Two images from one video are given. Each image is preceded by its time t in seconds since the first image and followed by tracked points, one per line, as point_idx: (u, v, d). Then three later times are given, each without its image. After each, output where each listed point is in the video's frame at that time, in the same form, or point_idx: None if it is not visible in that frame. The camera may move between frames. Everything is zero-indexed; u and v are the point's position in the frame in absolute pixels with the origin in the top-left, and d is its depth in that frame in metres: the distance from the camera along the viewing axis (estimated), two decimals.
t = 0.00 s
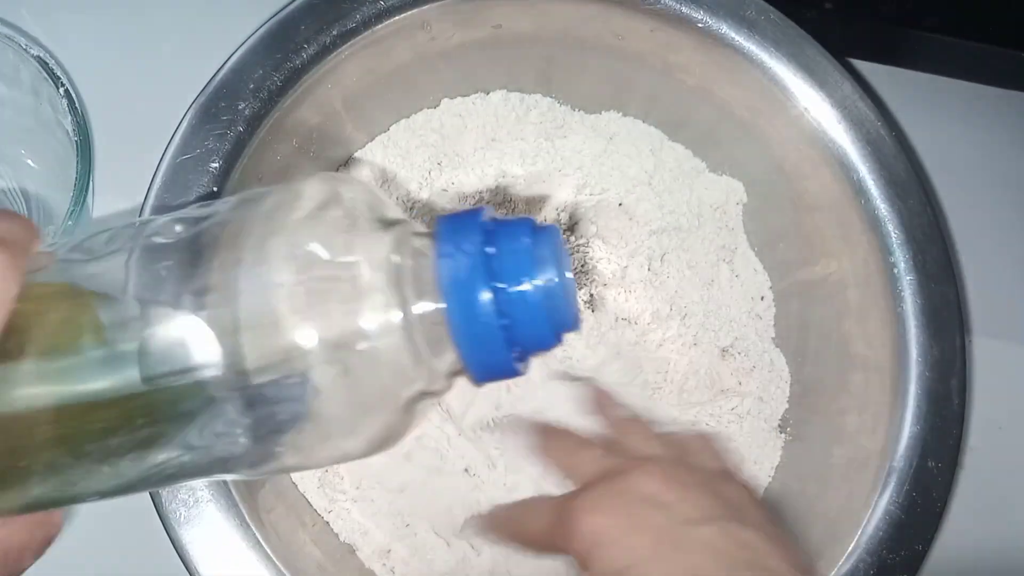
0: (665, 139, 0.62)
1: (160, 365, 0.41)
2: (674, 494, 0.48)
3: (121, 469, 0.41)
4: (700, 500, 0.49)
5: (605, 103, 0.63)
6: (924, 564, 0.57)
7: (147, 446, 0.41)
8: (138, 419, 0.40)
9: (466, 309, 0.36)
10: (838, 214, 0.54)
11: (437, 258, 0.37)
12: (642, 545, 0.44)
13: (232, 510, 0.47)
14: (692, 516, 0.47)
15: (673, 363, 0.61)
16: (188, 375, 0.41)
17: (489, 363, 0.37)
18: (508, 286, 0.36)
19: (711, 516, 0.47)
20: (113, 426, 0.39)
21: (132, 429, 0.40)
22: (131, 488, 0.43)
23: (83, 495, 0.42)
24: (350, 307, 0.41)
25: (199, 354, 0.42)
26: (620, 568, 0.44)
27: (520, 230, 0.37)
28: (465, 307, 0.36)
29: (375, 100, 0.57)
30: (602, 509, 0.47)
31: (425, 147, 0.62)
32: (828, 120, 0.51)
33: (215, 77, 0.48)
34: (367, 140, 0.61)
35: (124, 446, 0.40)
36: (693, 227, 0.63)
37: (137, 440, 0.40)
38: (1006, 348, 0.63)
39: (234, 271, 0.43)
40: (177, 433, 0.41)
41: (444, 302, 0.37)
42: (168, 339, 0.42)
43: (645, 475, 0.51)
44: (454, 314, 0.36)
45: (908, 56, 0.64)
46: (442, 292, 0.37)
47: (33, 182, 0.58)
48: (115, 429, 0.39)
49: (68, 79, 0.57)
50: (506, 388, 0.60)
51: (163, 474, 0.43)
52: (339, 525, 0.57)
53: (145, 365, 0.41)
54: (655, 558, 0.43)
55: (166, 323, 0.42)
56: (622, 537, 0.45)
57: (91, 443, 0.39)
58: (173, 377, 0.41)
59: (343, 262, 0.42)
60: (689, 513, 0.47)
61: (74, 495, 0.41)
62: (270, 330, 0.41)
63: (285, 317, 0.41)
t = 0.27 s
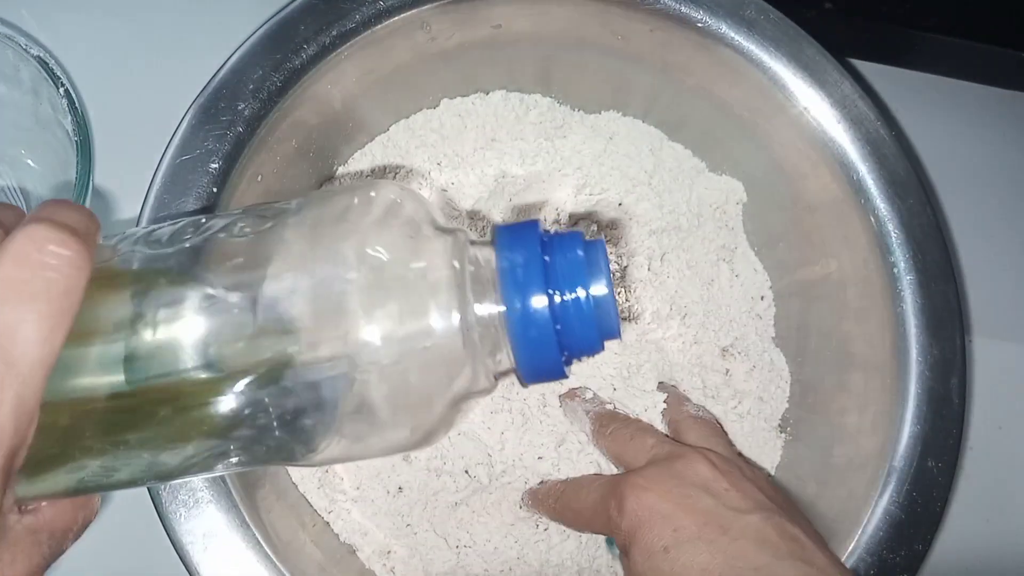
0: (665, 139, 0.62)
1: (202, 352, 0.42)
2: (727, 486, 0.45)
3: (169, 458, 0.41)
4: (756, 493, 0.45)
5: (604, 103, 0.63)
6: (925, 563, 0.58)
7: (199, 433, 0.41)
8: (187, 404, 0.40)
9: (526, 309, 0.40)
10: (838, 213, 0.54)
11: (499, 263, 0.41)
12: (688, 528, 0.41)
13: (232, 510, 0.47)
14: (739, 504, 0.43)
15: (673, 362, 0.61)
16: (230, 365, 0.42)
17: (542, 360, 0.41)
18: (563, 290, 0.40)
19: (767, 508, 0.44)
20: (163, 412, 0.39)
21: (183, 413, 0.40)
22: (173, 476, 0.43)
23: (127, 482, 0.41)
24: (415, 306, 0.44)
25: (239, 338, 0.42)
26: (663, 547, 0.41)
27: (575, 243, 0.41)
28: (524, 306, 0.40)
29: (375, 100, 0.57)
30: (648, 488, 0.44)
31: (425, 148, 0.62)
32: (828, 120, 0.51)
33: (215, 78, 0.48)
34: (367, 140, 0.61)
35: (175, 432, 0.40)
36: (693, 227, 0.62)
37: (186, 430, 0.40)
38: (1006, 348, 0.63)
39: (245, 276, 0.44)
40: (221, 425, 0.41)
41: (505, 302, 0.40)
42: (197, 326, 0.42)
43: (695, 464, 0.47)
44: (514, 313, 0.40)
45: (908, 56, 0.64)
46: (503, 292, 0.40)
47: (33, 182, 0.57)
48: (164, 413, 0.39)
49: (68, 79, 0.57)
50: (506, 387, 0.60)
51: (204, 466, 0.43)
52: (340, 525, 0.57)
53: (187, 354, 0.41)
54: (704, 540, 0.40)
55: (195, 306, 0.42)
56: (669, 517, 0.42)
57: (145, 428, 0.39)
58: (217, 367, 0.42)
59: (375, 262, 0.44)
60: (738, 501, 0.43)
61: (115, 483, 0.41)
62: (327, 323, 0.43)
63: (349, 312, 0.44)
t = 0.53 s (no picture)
0: (665, 139, 0.62)
1: (192, 334, 0.42)
2: (727, 491, 0.45)
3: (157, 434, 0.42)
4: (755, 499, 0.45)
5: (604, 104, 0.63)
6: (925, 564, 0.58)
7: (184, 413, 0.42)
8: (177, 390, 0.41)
9: (521, 304, 0.40)
10: (838, 213, 0.54)
11: (496, 257, 0.41)
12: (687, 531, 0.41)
13: (233, 510, 0.47)
14: (739, 509, 0.43)
15: (672, 362, 0.62)
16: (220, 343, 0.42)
17: (534, 352, 0.41)
18: (557, 287, 0.40)
19: (764, 512, 0.44)
20: (152, 399, 0.40)
21: (170, 398, 0.41)
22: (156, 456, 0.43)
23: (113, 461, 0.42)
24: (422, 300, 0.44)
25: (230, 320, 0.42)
26: (661, 549, 0.41)
27: (570, 242, 0.41)
28: (520, 301, 0.40)
29: (375, 100, 0.57)
30: (648, 491, 0.45)
31: (426, 148, 0.62)
32: (828, 120, 0.51)
33: (215, 78, 0.48)
34: (367, 140, 0.61)
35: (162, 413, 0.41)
36: (693, 227, 0.62)
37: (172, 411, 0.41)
38: (1006, 348, 0.63)
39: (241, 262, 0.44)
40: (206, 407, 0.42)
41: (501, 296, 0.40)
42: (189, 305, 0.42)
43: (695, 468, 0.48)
44: (510, 307, 0.40)
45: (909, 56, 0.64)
46: (500, 286, 0.41)
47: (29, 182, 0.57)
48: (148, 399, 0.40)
49: (68, 79, 0.57)
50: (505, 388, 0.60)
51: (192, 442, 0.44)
52: (340, 525, 0.57)
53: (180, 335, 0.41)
54: (703, 544, 0.40)
55: (184, 290, 0.42)
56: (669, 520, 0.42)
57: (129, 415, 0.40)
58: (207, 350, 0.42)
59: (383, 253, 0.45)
60: (735, 507, 0.44)
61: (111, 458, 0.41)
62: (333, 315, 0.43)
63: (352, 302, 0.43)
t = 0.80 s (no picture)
0: (665, 139, 0.62)
1: (171, 327, 0.45)
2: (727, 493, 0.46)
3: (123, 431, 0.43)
4: (756, 501, 0.46)
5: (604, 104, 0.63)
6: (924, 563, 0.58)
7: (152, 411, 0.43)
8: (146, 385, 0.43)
9: (499, 304, 0.43)
10: (837, 213, 0.54)
11: (474, 259, 0.44)
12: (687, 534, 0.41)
13: (233, 510, 0.47)
14: (738, 512, 0.44)
15: (672, 362, 0.62)
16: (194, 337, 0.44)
17: (508, 351, 0.43)
18: (532, 290, 0.43)
19: (764, 516, 0.44)
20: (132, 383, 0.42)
21: (139, 393, 0.43)
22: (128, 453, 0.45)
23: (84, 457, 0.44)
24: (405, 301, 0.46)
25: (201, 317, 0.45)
26: (660, 552, 0.41)
27: (543, 250, 0.45)
28: (498, 302, 0.43)
29: (375, 101, 0.57)
30: (648, 494, 0.45)
31: (426, 148, 0.62)
32: (827, 120, 0.51)
33: (215, 78, 0.48)
34: (367, 140, 0.61)
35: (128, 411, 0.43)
36: (693, 228, 0.62)
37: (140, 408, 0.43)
38: (1004, 348, 0.63)
39: (239, 263, 0.46)
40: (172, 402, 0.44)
41: (480, 296, 0.43)
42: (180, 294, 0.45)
43: (695, 471, 0.48)
44: (489, 307, 0.43)
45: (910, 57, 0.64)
46: (479, 287, 0.43)
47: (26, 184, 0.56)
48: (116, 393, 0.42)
49: (69, 80, 0.58)
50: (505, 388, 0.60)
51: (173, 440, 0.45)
52: (340, 525, 0.57)
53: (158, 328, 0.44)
54: (704, 546, 0.41)
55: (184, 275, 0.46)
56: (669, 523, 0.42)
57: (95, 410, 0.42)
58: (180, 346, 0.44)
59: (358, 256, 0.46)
60: (737, 510, 0.44)
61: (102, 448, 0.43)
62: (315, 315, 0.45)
63: (334, 303, 0.45)
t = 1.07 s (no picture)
0: (666, 138, 0.62)
1: (143, 313, 0.42)
2: (727, 497, 0.47)
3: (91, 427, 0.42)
4: (754, 505, 0.47)
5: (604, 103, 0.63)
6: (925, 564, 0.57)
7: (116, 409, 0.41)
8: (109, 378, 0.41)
9: (481, 299, 0.42)
10: (839, 213, 0.54)
11: (455, 253, 0.43)
12: (687, 537, 0.42)
13: (232, 511, 0.47)
14: (739, 516, 0.45)
15: (672, 363, 0.62)
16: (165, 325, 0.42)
17: (491, 344, 0.43)
18: (514, 283, 0.43)
19: (765, 520, 0.45)
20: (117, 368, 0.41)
21: (108, 385, 0.41)
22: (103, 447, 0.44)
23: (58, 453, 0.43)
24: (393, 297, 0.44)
25: (172, 308, 0.42)
26: (660, 554, 0.41)
27: (523, 244, 0.45)
28: (480, 295, 0.42)
29: (375, 100, 0.57)
30: (649, 496, 0.45)
31: (425, 147, 0.62)
32: (828, 120, 0.51)
33: (214, 77, 0.47)
34: (367, 140, 0.61)
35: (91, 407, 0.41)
36: (693, 228, 0.62)
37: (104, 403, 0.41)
38: (1006, 348, 0.63)
39: (215, 255, 0.43)
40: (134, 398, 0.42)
41: (461, 290, 0.42)
42: (161, 279, 0.43)
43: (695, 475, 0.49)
44: (471, 300, 0.42)
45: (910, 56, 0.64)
46: (460, 281, 0.43)
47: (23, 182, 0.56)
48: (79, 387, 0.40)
49: (67, 79, 0.58)
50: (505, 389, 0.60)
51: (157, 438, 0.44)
52: (339, 525, 0.57)
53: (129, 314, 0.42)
54: (703, 549, 0.41)
55: (174, 259, 0.43)
56: (669, 525, 0.43)
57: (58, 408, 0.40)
58: (147, 334, 0.42)
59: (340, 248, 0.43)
60: (738, 514, 0.45)
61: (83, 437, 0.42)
62: (294, 308, 0.42)
63: (313, 292, 0.42)
